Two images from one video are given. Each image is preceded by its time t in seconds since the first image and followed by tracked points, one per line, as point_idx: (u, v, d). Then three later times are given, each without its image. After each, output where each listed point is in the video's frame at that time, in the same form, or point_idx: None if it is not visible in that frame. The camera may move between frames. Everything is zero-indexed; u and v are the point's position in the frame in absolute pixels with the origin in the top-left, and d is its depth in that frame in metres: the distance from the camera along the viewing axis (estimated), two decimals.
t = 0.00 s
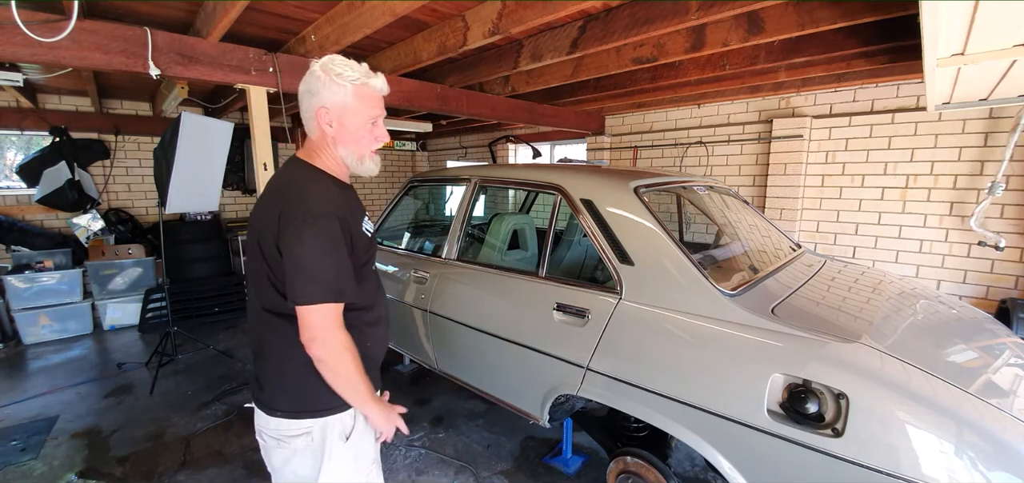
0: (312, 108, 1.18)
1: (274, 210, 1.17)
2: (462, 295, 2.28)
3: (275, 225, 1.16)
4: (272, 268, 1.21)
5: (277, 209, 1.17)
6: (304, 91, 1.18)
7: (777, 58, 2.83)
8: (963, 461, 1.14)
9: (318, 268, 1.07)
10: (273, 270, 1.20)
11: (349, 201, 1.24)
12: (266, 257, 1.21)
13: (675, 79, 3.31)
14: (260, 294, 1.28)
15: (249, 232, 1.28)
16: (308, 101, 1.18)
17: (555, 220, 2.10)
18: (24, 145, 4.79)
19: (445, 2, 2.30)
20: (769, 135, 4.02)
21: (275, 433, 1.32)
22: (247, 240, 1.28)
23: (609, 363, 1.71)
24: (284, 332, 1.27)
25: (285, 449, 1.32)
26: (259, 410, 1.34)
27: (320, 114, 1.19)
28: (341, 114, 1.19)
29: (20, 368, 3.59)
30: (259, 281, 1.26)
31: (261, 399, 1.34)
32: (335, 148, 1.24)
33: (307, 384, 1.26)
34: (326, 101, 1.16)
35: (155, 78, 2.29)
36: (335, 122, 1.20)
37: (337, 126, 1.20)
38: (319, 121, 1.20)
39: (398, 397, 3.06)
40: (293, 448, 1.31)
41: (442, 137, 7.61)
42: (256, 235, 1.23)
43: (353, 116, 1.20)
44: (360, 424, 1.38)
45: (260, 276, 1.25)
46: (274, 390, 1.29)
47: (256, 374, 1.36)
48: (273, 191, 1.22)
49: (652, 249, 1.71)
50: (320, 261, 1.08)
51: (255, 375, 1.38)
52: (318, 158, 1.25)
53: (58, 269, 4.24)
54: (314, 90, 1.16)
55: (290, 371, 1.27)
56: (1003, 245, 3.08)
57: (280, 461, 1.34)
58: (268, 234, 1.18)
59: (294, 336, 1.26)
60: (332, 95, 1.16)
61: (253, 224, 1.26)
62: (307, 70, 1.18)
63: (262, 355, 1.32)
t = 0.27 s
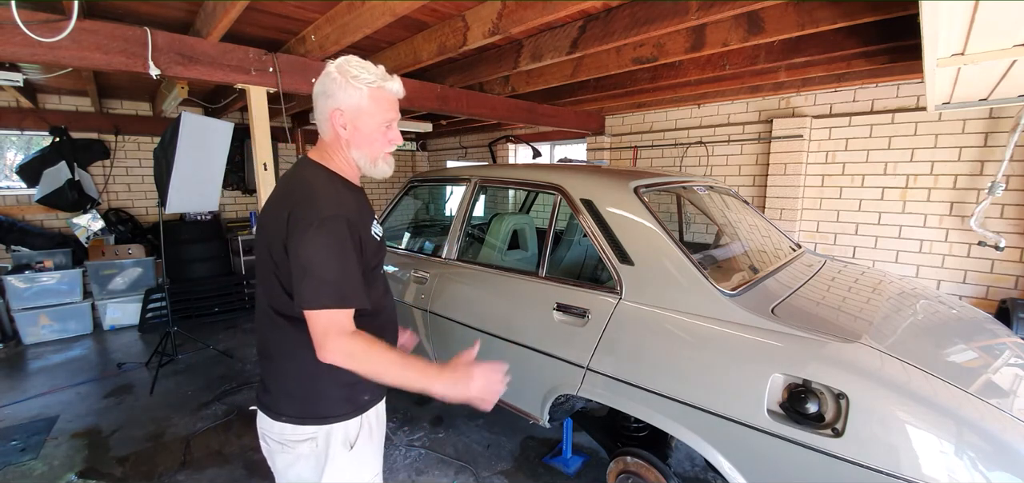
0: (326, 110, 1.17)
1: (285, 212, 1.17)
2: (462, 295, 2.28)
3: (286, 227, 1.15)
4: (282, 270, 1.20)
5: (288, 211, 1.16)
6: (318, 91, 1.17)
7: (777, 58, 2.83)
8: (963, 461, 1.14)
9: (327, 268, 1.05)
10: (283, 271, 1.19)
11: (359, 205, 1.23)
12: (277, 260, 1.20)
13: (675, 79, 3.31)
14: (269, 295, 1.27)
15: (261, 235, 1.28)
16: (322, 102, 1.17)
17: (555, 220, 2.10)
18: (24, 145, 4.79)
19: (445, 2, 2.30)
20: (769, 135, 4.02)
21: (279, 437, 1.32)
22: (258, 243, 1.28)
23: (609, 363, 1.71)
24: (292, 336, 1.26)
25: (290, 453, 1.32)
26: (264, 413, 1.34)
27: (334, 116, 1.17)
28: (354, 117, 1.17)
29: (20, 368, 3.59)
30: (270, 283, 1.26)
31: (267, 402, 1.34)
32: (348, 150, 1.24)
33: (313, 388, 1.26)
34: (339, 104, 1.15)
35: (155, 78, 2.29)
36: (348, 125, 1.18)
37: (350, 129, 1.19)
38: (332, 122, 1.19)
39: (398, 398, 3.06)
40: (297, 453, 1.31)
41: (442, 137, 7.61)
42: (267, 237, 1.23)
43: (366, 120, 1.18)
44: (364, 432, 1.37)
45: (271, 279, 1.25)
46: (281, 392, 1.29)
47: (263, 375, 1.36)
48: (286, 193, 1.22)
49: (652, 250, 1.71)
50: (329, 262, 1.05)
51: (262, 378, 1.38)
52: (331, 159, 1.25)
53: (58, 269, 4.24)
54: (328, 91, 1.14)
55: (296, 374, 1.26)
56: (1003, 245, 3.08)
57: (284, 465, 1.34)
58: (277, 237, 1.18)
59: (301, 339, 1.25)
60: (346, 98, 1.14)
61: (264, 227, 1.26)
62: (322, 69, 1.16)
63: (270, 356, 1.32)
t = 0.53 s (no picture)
0: (326, 111, 1.17)
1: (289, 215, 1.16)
2: (463, 295, 2.28)
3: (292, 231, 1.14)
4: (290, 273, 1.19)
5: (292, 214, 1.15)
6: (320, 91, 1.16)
7: (777, 58, 2.83)
8: (963, 461, 1.14)
9: (346, 266, 1.05)
10: (292, 275, 1.19)
11: (362, 202, 1.23)
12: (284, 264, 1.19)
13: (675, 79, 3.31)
14: (275, 300, 1.26)
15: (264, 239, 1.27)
16: (323, 102, 1.17)
17: (555, 221, 2.10)
18: (24, 145, 4.79)
19: (445, 2, 2.30)
20: (769, 135, 4.01)
21: (290, 441, 1.32)
22: (262, 248, 1.27)
23: (609, 363, 1.71)
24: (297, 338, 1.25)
25: (301, 457, 1.32)
26: (274, 416, 1.34)
27: (333, 117, 1.17)
28: (355, 120, 1.17)
29: (20, 367, 3.59)
30: (276, 286, 1.25)
31: (277, 406, 1.34)
32: (345, 152, 1.24)
33: (321, 390, 1.25)
34: (340, 105, 1.15)
35: (155, 78, 2.29)
36: (347, 127, 1.18)
37: (349, 132, 1.19)
38: (332, 124, 1.19)
39: (398, 398, 3.06)
40: (309, 456, 1.31)
41: (442, 137, 7.61)
42: (271, 241, 1.22)
43: (367, 124, 1.18)
44: (375, 432, 1.38)
45: (277, 283, 1.24)
46: (290, 395, 1.28)
47: (271, 378, 1.36)
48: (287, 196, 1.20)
49: (652, 250, 1.71)
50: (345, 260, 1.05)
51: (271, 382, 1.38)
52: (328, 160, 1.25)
53: (58, 269, 4.24)
54: (329, 92, 1.14)
55: (304, 377, 1.26)
56: (1003, 245, 3.08)
57: (295, 468, 1.34)
58: (284, 241, 1.17)
59: (307, 342, 1.24)
60: (348, 100, 1.14)
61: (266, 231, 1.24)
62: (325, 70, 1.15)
63: (277, 359, 1.31)
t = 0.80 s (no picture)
0: (330, 112, 1.16)
1: (286, 223, 1.16)
2: (463, 295, 2.28)
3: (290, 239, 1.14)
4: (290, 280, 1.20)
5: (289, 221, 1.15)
6: (324, 91, 1.16)
7: (777, 58, 2.83)
8: (963, 461, 1.14)
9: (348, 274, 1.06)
10: (293, 282, 1.20)
11: (358, 204, 1.22)
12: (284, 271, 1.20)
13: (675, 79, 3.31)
14: (277, 305, 1.27)
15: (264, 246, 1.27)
16: (326, 103, 1.16)
17: (555, 221, 2.10)
18: (24, 145, 4.80)
19: (445, 2, 2.30)
20: (769, 135, 4.01)
21: (298, 443, 1.33)
22: (263, 253, 1.28)
23: (609, 363, 1.71)
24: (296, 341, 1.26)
25: (309, 459, 1.33)
26: (284, 418, 1.36)
27: (336, 118, 1.16)
28: (358, 123, 1.16)
29: (20, 367, 3.59)
30: (279, 293, 1.26)
31: (286, 408, 1.35)
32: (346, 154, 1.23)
33: (324, 394, 1.25)
34: (345, 107, 1.14)
35: (155, 78, 2.29)
36: (350, 129, 1.18)
37: (352, 134, 1.18)
38: (334, 125, 1.18)
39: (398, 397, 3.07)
40: (316, 459, 1.31)
41: (442, 137, 7.61)
42: (270, 249, 1.22)
43: (370, 128, 1.17)
44: (381, 435, 1.36)
45: (279, 290, 1.24)
46: (297, 398, 1.30)
47: (282, 381, 1.38)
48: (283, 203, 1.20)
49: (652, 250, 1.71)
50: (346, 267, 1.06)
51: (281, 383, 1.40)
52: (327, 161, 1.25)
53: (58, 269, 4.24)
54: (334, 94, 1.13)
55: (308, 381, 1.27)
56: (1004, 245, 3.08)
57: (305, 469, 1.35)
58: (283, 249, 1.17)
59: (308, 346, 1.24)
60: (352, 103, 1.13)
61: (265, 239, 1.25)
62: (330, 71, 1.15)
63: (286, 362, 1.34)
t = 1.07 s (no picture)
0: (336, 109, 1.12)
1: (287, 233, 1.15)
2: (463, 295, 2.28)
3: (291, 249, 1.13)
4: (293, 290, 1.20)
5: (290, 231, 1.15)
6: (322, 90, 1.11)
7: (776, 58, 2.83)
8: (963, 461, 1.14)
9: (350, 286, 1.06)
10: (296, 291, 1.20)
11: (359, 212, 1.21)
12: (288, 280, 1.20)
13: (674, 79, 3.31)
14: (283, 314, 1.27)
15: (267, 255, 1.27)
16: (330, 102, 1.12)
17: (555, 221, 2.10)
18: (24, 145, 4.80)
19: (445, 2, 2.30)
20: (769, 135, 4.02)
21: (310, 444, 1.33)
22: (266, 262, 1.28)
23: (609, 363, 1.71)
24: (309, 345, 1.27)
25: (321, 460, 1.33)
26: (295, 420, 1.36)
27: (345, 114, 1.13)
28: (369, 112, 1.16)
29: (20, 367, 3.59)
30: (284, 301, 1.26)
31: (298, 410, 1.35)
32: (359, 149, 1.21)
33: (337, 396, 1.25)
34: (354, 100, 1.12)
35: (155, 78, 2.29)
36: (363, 121, 1.16)
37: (365, 125, 1.17)
38: (343, 122, 1.14)
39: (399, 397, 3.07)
40: (328, 460, 1.31)
41: (442, 137, 7.61)
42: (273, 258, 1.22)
43: (380, 114, 1.18)
44: (393, 436, 1.36)
45: (284, 298, 1.24)
46: (308, 400, 1.30)
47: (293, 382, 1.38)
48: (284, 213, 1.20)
49: (652, 250, 1.71)
50: (348, 280, 1.05)
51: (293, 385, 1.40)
52: (341, 161, 1.22)
53: (58, 269, 4.24)
54: (339, 90, 1.10)
55: (319, 385, 1.27)
56: (1003, 245, 3.08)
57: (317, 470, 1.35)
58: (285, 259, 1.17)
59: (320, 350, 1.24)
60: (371, 90, 1.14)
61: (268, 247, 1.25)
62: (319, 67, 1.11)
63: (298, 364, 1.34)
